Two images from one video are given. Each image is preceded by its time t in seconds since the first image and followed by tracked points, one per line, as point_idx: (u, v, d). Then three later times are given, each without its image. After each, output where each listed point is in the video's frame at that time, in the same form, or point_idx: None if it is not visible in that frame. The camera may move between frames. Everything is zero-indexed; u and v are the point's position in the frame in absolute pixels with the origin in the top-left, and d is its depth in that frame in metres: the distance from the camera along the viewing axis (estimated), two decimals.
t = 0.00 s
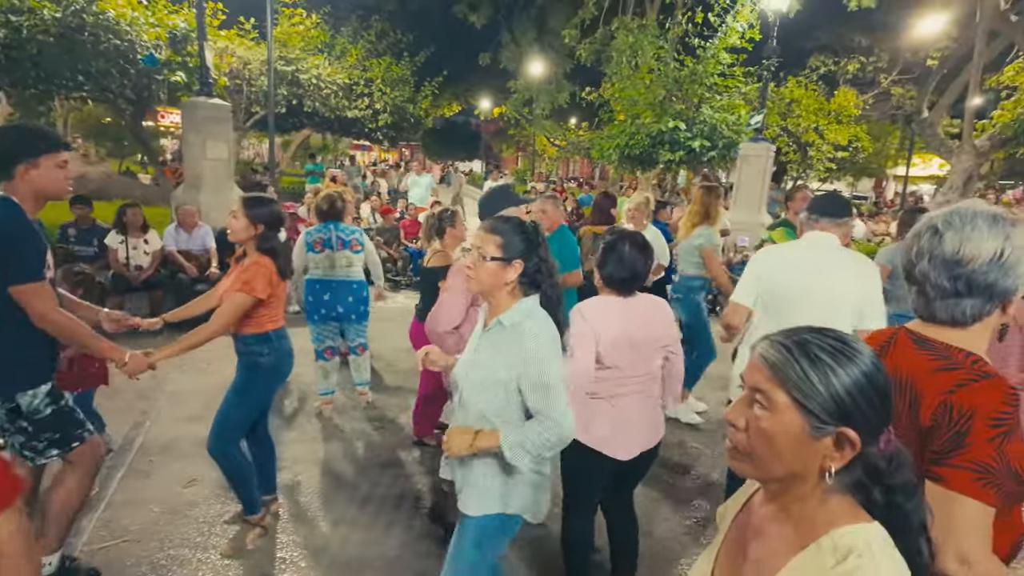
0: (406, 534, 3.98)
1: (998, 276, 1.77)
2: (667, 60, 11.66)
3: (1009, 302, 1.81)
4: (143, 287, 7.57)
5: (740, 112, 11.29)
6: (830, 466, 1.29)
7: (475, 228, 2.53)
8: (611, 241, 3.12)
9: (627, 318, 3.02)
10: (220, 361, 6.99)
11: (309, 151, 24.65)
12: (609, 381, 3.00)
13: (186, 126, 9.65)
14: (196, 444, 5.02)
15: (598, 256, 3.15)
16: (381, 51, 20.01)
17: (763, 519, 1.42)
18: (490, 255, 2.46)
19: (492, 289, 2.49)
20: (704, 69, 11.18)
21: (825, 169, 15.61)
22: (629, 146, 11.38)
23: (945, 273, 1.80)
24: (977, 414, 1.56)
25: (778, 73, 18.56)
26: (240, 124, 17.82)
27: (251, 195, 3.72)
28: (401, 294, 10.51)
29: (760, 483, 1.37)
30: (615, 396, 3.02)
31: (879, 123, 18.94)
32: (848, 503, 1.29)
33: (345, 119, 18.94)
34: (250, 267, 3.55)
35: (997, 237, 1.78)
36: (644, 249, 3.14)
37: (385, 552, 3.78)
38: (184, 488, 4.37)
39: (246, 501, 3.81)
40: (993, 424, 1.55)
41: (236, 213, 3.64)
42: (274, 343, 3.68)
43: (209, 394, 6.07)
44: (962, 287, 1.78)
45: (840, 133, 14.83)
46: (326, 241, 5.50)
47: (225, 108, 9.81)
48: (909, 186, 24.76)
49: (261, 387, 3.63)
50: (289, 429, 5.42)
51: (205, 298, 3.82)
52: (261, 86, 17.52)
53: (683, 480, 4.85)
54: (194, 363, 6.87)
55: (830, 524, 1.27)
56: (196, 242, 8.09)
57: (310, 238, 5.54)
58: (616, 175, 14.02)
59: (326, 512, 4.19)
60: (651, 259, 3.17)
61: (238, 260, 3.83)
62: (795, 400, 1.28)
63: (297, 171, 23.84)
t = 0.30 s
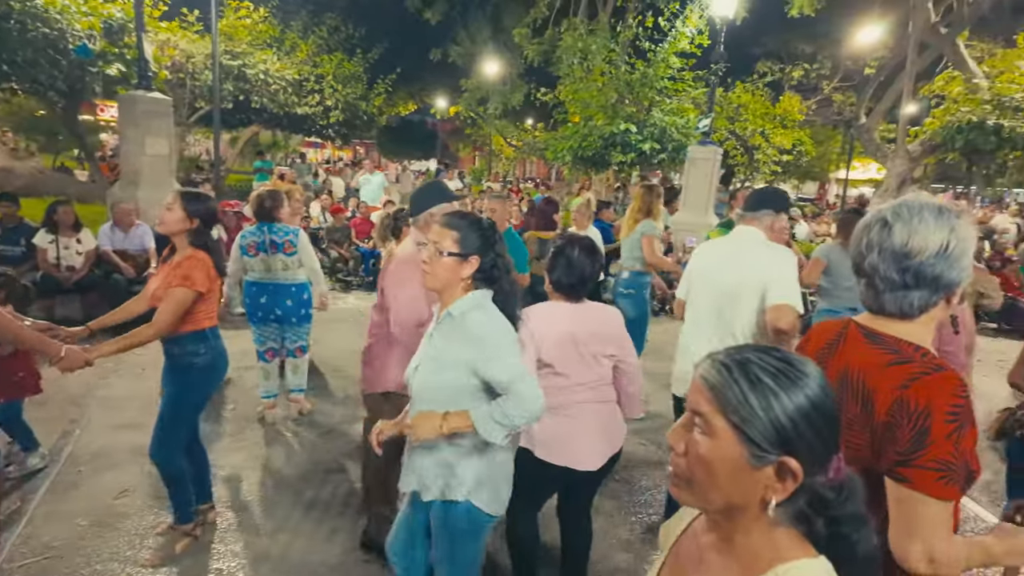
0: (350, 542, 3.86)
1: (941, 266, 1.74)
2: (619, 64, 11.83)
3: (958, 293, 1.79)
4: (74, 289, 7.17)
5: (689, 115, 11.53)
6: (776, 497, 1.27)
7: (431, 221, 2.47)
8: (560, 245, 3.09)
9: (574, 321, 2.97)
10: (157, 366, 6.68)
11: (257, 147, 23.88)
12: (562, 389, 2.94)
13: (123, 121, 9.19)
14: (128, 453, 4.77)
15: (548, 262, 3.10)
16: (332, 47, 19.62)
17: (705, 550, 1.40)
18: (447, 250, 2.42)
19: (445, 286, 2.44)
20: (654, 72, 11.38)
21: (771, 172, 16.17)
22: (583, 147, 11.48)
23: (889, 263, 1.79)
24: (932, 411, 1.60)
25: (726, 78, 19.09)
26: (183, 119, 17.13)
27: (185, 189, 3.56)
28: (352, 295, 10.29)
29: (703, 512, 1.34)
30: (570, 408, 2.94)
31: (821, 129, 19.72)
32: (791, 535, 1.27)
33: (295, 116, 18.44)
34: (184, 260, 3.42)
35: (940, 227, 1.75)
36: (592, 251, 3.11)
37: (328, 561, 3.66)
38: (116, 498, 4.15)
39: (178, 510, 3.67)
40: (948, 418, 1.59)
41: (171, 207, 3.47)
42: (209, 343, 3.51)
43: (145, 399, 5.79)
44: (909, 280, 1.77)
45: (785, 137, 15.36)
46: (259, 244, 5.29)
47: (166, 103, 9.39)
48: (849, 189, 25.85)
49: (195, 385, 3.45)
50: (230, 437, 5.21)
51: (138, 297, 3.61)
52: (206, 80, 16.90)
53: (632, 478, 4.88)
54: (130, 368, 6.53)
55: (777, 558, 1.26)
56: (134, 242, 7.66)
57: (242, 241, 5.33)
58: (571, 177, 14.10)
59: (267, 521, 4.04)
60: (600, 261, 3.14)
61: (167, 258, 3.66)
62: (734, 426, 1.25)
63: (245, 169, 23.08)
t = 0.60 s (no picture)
0: (286, 552, 3.72)
1: (880, 267, 1.82)
2: (561, 66, 11.96)
3: (897, 293, 1.86)
4: None
5: (631, 119, 11.65)
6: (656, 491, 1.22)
7: (349, 222, 2.44)
8: (491, 244, 3.03)
9: (510, 324, 2.92)
10: (77, 376, 6.25)
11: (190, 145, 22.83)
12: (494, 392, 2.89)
13: (39, 115, 8.61)
14: (42, 469, 4.44)
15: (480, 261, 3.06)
16: (270, 42, 19.01)
17: (597, 554, 1.32)
18: (363, 249, 2.38)
19: (362, 287, 2.40)
20: (596, 75, 11.57)
21: (709, 174, 16.68)
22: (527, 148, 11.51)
23: (834, 265, 1.86)
24: (884, 408, 1.65)
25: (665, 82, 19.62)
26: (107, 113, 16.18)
27: (107, 186, 3.35)
28: (292, 298, 9.94)
29: (590, 511, 1.28)
30: (496, 408, 2.90)
31: (756, 133, 20.53)
32: (682, 531, 1.22)
33: (230, 113, 17.72)
34: (104, 257, 3.19)
35: (880, 230, 1.83)
36: (524, 251, 3.07)
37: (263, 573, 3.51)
38: (30, 519, 3.85)
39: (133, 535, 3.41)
40: (901, 413, 1.64)
41: (92, 202, 3.25)
42: (136, 350, 3.30)
43: (65, 412, 5.41)
44: (854, 282, 1.83)
45: (722, 141, 15.89)
46: (198, 243, 5.09)
47: (88, 96, 8.85)
48: (781, 191, 26.98)
49: (120, 399, 3.22)
50: (157, 448, 4.94)
51: (54, 306, 3.34)
52: (133, 74, 16.03)
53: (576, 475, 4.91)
54: (46, 379, 6.10)
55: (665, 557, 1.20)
56: (51, 244, 7.17)
57: (181, 239, 5.12)
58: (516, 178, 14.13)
59: (196, 535, 3.83)
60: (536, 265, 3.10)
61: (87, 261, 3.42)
62: (615, 422, 1.21)
63: (177, 167, 22.02)
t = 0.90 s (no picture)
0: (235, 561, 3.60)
1: (836, 276, 1.89)
2: (516, 66, 11.97)
3: (854, 300, 1.94)
4: None
5: (586, 121, 11.76)
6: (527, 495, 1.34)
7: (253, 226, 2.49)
8: (437, 251, 2.96)
9: (464, 333, 2.89)
10: (9, 388, 5.91)
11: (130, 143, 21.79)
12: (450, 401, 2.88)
13: None
14: None
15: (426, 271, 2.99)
16: (216, 37, 18.34)
17: (474, 559, 1.44)
18: (267, 253, 2.44)
19: (270, 291, 2.46)
20: (551, 77, 11.61)
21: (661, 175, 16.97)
22: (483, 148, 11.44)
23: (793, 275, 1.92)
24: (864, 412, 1.74)
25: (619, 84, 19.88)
26: (40, 109, 15.28)
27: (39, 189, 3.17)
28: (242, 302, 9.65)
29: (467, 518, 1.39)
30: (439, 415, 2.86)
31: (706, 136, 21.02)
32: (556, 530, 1.34)
33: (175, 109, 16.99)
34: (46, 266, 3.01)
35: (835, 241, 1.91)
36: (470, 257, 3.01)
37: None
38: None
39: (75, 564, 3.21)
40: (877, 419, 1.73)
41: (24, 208, 3.07)
42: (87, 367, 3.13)
43: None
44: (811, 292, 1.90)
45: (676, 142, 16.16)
46: (164, 240, 4.90)
47: (18, 92, 8.36)
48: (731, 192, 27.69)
49: (79, 417, 3.09)
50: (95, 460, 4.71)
51: None
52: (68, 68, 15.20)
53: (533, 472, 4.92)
54: None
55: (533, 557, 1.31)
56: None
57: (144, 234, 4.88)
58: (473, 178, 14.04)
59: (139, 549, 3.67)
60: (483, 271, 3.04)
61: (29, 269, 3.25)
62: (488, 430, 1.32)
63: (117, 166, 20.97)
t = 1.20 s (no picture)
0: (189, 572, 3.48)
1: (782, 276, 1.93)
2: (482, 66, 11.88)
3: (806, 299, 1.96)
4: None
5: (552, 121, 11.79)
6: (404, 510, 1.15)
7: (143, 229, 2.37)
8: (408, 250, 3.00)
9: (431, 328, 2.89)
10: None
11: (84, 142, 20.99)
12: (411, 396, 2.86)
13: None
14: None
15: (398, 268, 3.03)
16: (172, 33, 17.77)
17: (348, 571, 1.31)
18: (159, 252, 2.31)
19: (169, 290, 2.32)
20: (516, 77, 11.56)
21: (627, 175, 17.17)
22: (450, 148, 11.37)
23: (738, 276, 1.98)
24: (836, 415, 1.79)
25: (586, 85, 19.98)
26: None
27: None
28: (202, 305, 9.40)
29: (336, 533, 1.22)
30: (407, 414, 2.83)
31: (671, 137, 21.29)
32: (434, 541, 1.18)
33: (129, 107, 16.40)
34: None
35: (781, 242, 1.94)
36: (441, 253, 3.04)
37: None
38: None
39: None
40: (850, 423, 1.80)
41: None
42: (38, 375, 3.00)
43: None
44: (756, 292, 1.96)
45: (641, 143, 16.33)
46: (123, 244, 5.05)
47: None
48: (697, 192, 28.15)
49: (27, 429, 2.93)
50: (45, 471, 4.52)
51: None
52: (15, 64, 14.54)
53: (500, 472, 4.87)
54: None
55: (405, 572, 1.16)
56: None
57: (102, 238, 4.97)
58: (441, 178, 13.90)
59: (88, 562, 3.53)
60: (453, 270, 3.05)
61: None
62: (358, 437, 1.14)
63: (70, 166, 20.20)
